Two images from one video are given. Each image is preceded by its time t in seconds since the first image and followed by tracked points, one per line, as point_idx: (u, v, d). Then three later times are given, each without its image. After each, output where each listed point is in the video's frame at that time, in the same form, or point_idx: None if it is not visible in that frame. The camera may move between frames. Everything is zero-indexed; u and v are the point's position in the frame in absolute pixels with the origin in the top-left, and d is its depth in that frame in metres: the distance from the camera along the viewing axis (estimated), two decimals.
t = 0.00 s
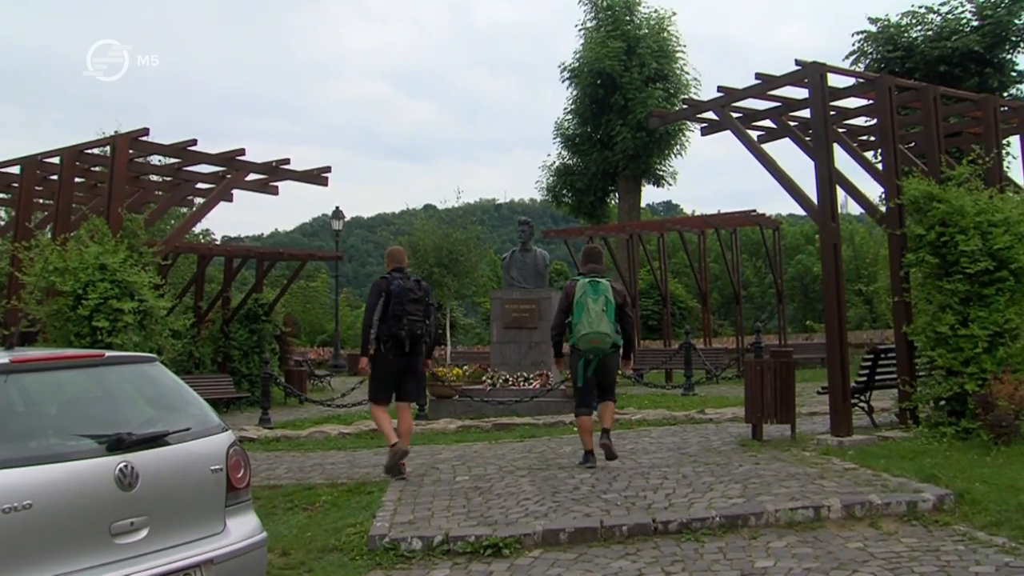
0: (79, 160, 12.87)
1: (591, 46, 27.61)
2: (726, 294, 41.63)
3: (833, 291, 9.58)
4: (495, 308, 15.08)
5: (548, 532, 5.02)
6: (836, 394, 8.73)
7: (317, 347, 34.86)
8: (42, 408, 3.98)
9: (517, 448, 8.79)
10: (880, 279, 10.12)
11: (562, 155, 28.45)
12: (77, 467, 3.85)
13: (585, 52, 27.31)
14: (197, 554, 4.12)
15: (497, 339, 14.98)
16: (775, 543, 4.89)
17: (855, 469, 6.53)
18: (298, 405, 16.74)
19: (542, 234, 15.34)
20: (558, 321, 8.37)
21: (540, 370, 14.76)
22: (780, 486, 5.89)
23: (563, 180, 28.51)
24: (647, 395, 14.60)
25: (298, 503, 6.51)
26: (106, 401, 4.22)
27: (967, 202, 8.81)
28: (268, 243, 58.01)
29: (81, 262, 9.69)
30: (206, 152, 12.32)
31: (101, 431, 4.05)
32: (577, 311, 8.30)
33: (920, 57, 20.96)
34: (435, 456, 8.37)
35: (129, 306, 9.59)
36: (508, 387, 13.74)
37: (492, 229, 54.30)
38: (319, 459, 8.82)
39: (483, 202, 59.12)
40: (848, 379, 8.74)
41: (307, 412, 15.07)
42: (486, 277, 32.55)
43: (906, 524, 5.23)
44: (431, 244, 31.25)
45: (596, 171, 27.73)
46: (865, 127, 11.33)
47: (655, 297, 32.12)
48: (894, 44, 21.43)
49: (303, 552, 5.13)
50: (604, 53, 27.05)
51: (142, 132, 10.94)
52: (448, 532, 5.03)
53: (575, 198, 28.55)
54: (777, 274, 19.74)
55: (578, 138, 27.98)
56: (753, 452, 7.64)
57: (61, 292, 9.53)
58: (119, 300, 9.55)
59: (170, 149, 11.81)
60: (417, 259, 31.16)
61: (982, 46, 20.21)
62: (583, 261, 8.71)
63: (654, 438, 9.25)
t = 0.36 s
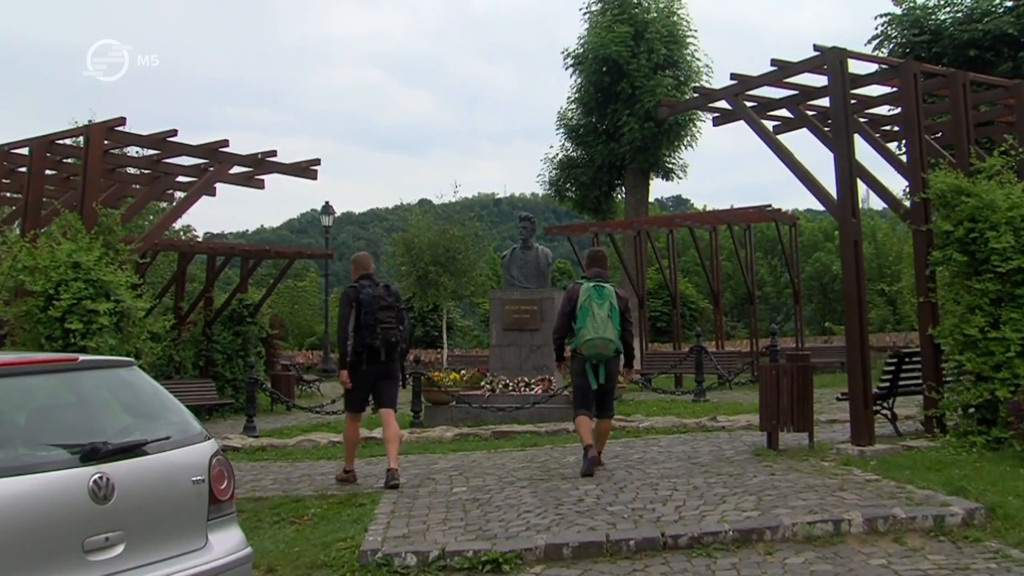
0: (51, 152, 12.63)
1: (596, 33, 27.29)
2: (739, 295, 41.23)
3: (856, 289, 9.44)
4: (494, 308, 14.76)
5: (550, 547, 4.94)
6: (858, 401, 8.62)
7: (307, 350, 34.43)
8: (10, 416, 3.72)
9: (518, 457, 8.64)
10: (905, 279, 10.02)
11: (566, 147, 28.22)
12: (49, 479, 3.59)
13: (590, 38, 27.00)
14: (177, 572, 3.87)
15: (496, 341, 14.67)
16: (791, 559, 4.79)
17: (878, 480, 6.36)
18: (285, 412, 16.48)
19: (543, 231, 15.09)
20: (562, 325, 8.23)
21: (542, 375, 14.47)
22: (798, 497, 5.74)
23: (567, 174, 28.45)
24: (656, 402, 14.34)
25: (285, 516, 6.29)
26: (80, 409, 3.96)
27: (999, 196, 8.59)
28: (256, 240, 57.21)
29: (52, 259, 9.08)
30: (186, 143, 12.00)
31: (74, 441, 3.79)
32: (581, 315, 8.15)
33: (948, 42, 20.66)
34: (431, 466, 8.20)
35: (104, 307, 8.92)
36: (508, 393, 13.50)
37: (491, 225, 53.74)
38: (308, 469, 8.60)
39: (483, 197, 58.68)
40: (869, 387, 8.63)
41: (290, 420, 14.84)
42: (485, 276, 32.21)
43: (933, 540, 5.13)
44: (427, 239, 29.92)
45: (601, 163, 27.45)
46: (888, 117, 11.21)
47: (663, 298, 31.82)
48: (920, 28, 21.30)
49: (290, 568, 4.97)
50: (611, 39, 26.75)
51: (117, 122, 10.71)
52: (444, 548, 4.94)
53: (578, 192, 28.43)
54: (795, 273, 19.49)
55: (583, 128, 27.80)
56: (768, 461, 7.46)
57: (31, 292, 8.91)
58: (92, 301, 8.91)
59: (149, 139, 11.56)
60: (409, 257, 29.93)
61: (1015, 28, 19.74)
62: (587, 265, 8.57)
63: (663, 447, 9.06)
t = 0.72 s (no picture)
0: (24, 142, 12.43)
1: (603, 19, 27.02)
2: (756, 294, 41.03)
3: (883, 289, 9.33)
4: (495, 309, 14.50)
5: (554, 561, 4.89)
6: (881, 407, 8.47)
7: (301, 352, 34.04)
8: None
9: (520, 466, 8.52)
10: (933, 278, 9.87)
11: (570, 137, 28.01)
12: (21, 491, 3.36)
13: (597, 24, 26.75)
14: None
15: (497, 344, 14.43)
16: None
17: (904, 493, 6.33)
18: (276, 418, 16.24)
19: (546, 228, 14.79)
20: (566, 326, 8.21)
21: (545, 380, 14.26)
22: (818, 510, 5.72)
23: (572, 167, 28.21)
24: (667, 408, 14.08)
25: (273, 529, 6.12)
26: (56, 416, 3.74)
27: None
28: (240, 237, 56.32)
29: (25, 258, 8.91)
30: (166, 135, 11.74)
31: (48, 450, 3.57)
32: (586, 316, 8.11)
33: (979, 24, 20.40)
34: (429, 477, 8.07)
35: (80, 308, 8.80)
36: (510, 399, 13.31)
37: (491, 221, 53.26)
38: (299, 479, 8.42)
39: (485, 190, 58.27)
40: (893, 393, 8.49)
41: (281, 427, 14.65)
42: (486, 275, 31.89)
43: (964, 556, 5.10)
44: (424, 236, 29.56)
45: (609, 155, 27.23)
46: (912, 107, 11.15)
47: (674, 298, 31.60)
48: (947, 11, 20.94)
49: None
50: (619, 24, 26.51)
51: (94, 110, 10.46)
52: (443, 562, 4.87)
53: (584, 185, 28.16)
54: (813, 272, 19.41)
55: (589, 117, 27.60)
56: (785, 472, 7.39)
57: (4, 292, 8.77)
58: (68, 301, 8.78)
59: (128, 130, 11.36)
60: (405, 253, 29.64)
61: None
62: (590, 266, 8.54)
63: (677, 455, 8.90)
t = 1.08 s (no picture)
0: None
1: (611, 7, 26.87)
2: (772, 294, 40.67)
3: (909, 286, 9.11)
4: (496, 310, 14.30)
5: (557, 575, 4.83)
6: (906, 414, 8.27)
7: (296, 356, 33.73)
8: None
9: (521, 475, 8.42)
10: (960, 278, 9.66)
11: (575, 128, 27.85)
12: None
13: (605, 10, 26.61)
14: None
15: (500, 347, 14.22)
16: None
17: (930, 505, 6.34)
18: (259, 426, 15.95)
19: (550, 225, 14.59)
20: (559, 331, 8.34)
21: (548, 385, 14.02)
22: (837, 524, 5.76)
23: (577, 160, 27.85)
24: (678, 415, 13.92)
25: (260, 543, 5.99)
26: (30, 423, 3.53)
27: None
28: (228, 234, 55.71)
29: None
30: (146, 125, 11.51)
31: (20, 460, 3.36)
32: (577, 320, 8.22)
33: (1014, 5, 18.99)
34: (427, 487, 7.97)
35: (54, 310, 8.26)
36: (511, 405, 13.12)
37: (492, 216, 52.88)
38: (288, 490, 8.24)
39: (484, 185, 57.91)
40: (918, 398, 8.28)
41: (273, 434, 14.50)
42: (486, 273, 31.59)
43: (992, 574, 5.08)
44: (421, 234, 29.31)
45: (616, 147, 27.10)
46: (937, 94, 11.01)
47: (684, 299, 31.39)
48: None
49: None
50: (627, 11, 26.37)
51: (70, 99, 10.23)
52: None
53: (590, 179, 27.87)
54: (834, 270, 19.33)
55: (596, 107, 27.50)
56: (805, 482, 7.40)
57: None
58: (43, 301, 8.24)
59: (107, 120, 11.15)
60: (400, 250, 29.38)
61: None
62: (586, 267, 8.60)
63: (688, 464, 8.78)
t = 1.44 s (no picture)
0: None
1: None
2: (788, 294, 40.40)
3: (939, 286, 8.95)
4: (498, 311, 14.10)
5: None
6: (931, 423, 8.09)
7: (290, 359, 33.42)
8: None
9: (523, 485, 8.27)
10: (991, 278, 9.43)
11: (580, 118, 27.71)
12: None
13: None
14: None
15: (501, 350, 14.01)
16: None
17: (960, 518, 6.27)
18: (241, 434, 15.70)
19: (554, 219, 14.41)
20: (565, 335, 8.36)
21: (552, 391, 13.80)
22: (858, 537, 5.69)
23: (581, 152, 27.84)
24: (689, 421, 13.73)
25: (247, 558, 5.81)
26: None
27: None
28: (212, 229, 55.31)
29: None
30: (126, 115, 11.34)
31: None
32: (584, 324, 8.24)
33: None
34: (424, 498, 7.82)
35: (27, 310, 8.08)
36: (512, 411, 12.92)
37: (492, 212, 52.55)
38: (277, 501, 8.09)
39: (483, 180, 57.58)
40: (943, 405, 8.08)
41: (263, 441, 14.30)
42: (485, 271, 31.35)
43: None
44: (417, 229, 29.13)
45: (625, 139, 26.99)
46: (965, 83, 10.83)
47: (695, 300, 31.22)
48: None
49: None
50: None
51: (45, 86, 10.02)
52: None
53: (596, 173, 27.84)
54: (853, 269, 19.21)
55: (602, 95, 27.34)
56: (823, 494, 7.33)
57: None
58: (16, 302, 8.09)
59: (84, 109, 11.00)
60: (395, 246, 29.21)
61: None
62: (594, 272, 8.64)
63: (699, 474, 8.62)
